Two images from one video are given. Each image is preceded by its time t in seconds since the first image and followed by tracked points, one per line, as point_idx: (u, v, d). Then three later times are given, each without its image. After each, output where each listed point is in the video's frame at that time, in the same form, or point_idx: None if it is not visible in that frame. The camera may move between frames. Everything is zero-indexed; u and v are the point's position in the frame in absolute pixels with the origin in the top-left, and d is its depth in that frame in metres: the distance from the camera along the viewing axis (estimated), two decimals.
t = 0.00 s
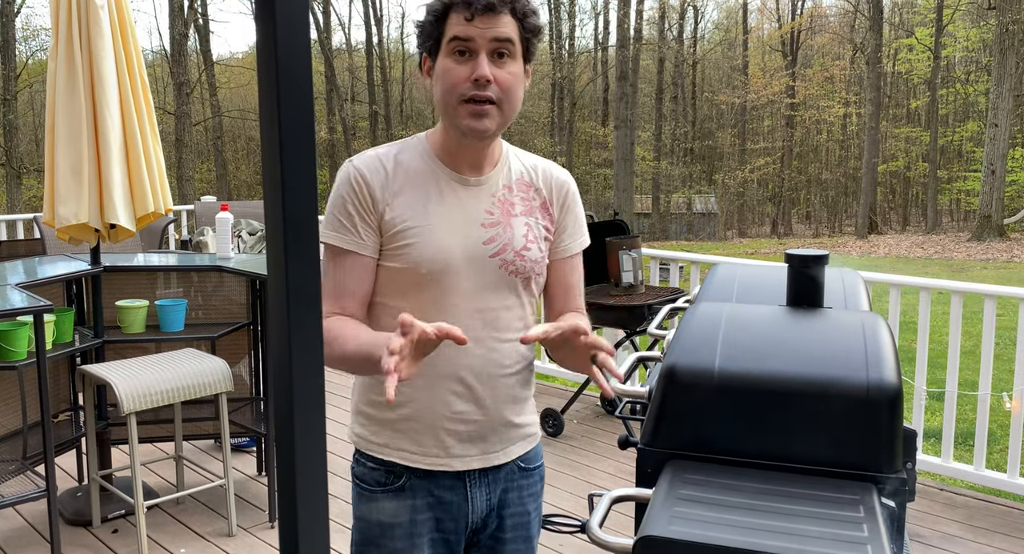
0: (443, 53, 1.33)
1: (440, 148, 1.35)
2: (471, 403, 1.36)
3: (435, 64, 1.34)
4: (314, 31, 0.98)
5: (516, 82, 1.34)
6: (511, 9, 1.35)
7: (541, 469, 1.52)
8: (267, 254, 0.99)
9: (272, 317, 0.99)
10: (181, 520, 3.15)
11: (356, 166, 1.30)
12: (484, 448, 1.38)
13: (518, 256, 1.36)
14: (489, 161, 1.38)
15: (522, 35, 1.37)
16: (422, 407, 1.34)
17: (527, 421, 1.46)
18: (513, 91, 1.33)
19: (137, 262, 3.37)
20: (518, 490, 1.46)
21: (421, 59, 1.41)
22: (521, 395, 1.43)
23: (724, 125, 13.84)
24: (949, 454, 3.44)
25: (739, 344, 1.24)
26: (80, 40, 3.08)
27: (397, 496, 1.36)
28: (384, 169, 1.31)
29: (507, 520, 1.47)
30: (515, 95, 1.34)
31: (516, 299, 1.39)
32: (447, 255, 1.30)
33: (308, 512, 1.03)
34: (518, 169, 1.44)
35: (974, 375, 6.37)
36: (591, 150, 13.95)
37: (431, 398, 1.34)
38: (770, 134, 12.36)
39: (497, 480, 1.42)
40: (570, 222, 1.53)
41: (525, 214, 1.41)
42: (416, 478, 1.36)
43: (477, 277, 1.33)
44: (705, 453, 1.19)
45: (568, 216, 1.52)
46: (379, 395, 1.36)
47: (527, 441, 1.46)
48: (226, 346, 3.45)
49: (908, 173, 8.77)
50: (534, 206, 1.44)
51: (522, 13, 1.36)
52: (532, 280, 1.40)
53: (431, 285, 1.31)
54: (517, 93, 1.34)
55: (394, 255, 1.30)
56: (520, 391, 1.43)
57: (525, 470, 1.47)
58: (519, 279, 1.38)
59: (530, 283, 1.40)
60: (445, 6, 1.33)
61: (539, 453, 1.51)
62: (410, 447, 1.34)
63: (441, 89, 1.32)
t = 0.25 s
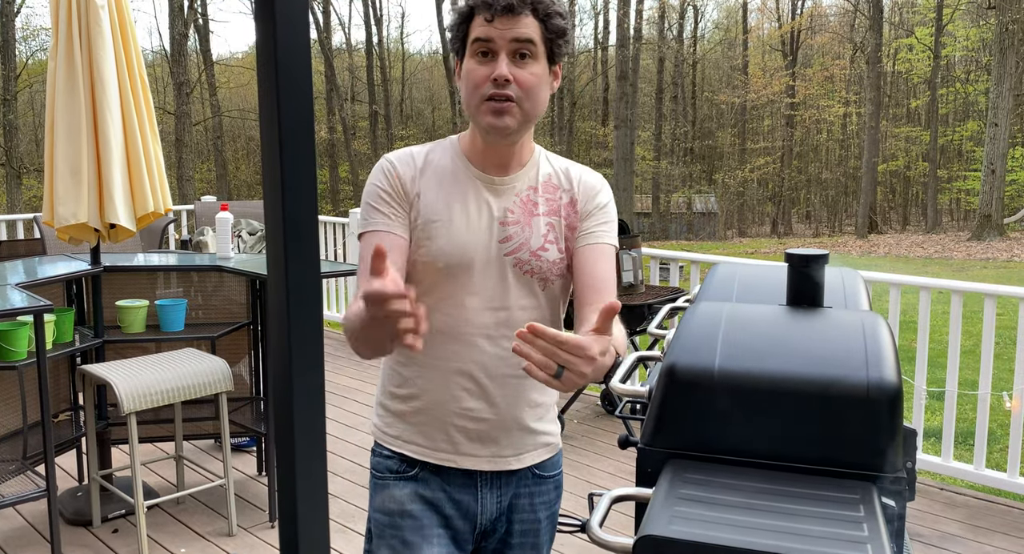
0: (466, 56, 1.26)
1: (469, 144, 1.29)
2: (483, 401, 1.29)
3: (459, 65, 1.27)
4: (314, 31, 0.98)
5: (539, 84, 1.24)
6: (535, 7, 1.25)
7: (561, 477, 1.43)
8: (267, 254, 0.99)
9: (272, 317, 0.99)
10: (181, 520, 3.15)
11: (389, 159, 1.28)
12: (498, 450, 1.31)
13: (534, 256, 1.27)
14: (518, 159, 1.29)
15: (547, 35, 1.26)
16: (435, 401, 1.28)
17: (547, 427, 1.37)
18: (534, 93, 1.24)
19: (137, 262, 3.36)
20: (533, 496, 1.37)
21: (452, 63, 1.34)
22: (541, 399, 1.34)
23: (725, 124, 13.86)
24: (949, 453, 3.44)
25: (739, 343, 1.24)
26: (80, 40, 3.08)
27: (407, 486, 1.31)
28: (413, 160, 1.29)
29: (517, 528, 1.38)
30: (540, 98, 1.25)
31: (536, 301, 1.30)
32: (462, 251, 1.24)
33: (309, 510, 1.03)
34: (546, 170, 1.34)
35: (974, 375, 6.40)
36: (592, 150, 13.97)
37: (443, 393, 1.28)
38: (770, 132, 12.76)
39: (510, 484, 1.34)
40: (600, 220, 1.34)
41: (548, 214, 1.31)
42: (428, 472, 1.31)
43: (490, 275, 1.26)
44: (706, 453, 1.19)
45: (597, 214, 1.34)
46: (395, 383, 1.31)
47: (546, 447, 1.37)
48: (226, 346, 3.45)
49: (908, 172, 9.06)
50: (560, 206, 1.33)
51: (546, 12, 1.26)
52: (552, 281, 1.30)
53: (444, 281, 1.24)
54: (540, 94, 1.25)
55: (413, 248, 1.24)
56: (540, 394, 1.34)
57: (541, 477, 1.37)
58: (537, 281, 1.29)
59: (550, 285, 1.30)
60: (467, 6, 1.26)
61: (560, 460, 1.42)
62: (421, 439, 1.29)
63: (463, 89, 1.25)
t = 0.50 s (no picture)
0: (489, 53, 1.23)
1: (481, 147, 1.28)
2: (487, 408, 1.28)
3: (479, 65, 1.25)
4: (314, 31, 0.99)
5: (562, 85, 1.23)
6: (561, 8, 1.24)
7: (569, 484, 1.42)
8: (267, 253, 0.99)
9: (272, 315, 0.99)
10: (182, 520, 3.15)
11: (398, 161, 1.27)
12: (503, 459, 1.30)
13: (542, 262, 1.26)
14: (530, 162, 1.29)
15: (570, 36, 1.26)
16: (438, 411, 1.27)
17: (552, 434, 1.35)
18: (558, 93, 1.22)
19: (137, 261, 3.36)
20: (540, 504, 1.36)
21: (462, 59, 1.31)
22: (547, 406, 1.33)
23: (724, 124, 13.89)
24: (949, 453, 3.44)
25: (739, 343, 1.24)
26: (80, 40, 3.07)
27: (413, 497, 1.31)
28: (423, 166, 1.27)
29: (524, 536, 1.37)
30: (562, 101, 1.24)
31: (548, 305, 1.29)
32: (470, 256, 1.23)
33: (309, 509, 1.03)
34: (556, 174, 1.32)
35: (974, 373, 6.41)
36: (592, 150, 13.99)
37: (446, 400, 1.27)
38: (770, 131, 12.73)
39: (517, 493, 1.33)
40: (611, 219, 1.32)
41: (557, 219, 1.30)
42: (432, 481, 1.31)
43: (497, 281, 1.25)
44: (708, 453, 1.19)
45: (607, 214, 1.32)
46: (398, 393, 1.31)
47: (552, 455, 1.36)
48: (226, 345, 3.45)
49: (908, 171, 9.19)
50: (569, 210, 1.31)
51: (570, 13, 1.25)
52: (559, 287, 1.29)
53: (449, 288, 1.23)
54: (562, 95, 1.23)
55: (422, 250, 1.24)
56: (547, 400, 1.33)
57: (548, 485, 1.37)
58: (544, 286, 1.28)
59: (558, 291, 1.29)
60: (490, 4, 1.24)
61: (567, 467, 1.40)
62: (425, 449, 1.29)
63: (485, 89, 1.22)
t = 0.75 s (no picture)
0: (477, 54, 1.24)
1: (477, 152, 1.27)
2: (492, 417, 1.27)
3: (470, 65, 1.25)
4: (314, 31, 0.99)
5: (554, 82, 1.23)
6: (550, 4, 1.24)
7: (571, 493, 1.42)
8: (267, 252, 0.99)
9: (273, 315, 0.99)
10: (182, 519, 3.15)
11: (391, 166, 1.25)
12: (508, 468, 1.30)
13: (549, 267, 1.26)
14: (527, 165, 1.29)
15: (562, 31, 1.25)
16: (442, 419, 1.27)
17: (554, 442, 1.35)
18: (550, 91, 1.22)
19: (137, 261, 3.37)
20: (543, 513, 1.36)
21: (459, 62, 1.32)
22: (553, 412, 1.35)
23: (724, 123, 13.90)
24: (949, 452, 3.44)
25: (739, 342, 1.24)
26: (80, 40, 3.08)
27: (414, 508, 1.30)
28: (418, 172, 1.25)
29: (528, 544, 1.37)
30: (555, 97, 1.24)
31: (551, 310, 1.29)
32: (471, 262, 1.22)
33: (309, 509, 1.03)
34: (558, 175, 1.33)
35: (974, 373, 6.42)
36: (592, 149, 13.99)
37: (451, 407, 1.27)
38: (770, 130, 13.22)
39: (521, 502, 1.32)
40: (615, 227, 1.37)
41: (561, 223, 1.31)
42: (434, 491, 1.29)
43: (502, 287, 1.24)
44: (708, 452, 1.18)
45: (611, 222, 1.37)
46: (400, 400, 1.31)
47: (556, 463, 1.36)
48: (226, 345, 3.45)
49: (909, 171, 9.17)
50: (573, 215, 1.33)
51: (561, 7, 1.25)
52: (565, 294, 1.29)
53: (451, 297, 1.23)
54: (556, 93, 1.23)
55: (421, 257, 1.23)
56: (550, 407, 1.34)
57: (552, 493, 1.36)
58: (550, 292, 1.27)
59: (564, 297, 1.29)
60: (478, 2, 1.24)
61: (569, 476, 1.40)
62: (428, 457, 1.28)
63: (475, 90, 1.23)
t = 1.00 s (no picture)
0: (480, 52, 1.23)
1: (480, 152, 1.27)
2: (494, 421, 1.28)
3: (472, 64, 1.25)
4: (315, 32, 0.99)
5: (559, 82, 1.23)
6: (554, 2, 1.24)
7: (569, 495, 1.42)
8: (268, 251, 0.99)
9: (273, 313, 1.00)
10: (182, 519, 3.15)
11: (390, 165, 1.24)
12: (507, 472, 1.30)
13: (552, 270, 1.26)
14: (530, 164, 1.29)
15: (565, 28, 1.25)
16: (443, 424, 1.27)
17: (554, 445, 1.36)
18: (554, 90, 1.22)
19: (138, 260, 3.36)
20: (543, 516, 1.36)
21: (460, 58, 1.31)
22: (553, 415, 1.35)
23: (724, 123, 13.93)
24: (949, 452, 3.44)
25: (740, 341, 1.24)
26: (80, 39, 3.08)
27: (412, 512, 1.30)
28: (419, 172, 1.25)
29: (527, 547, 1.37)
30: (559, 96, 1.24)
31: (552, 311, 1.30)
32: (473, 264, 1.22)
33: (309, 509, 1.03)
34: (560, 175, 1.34)
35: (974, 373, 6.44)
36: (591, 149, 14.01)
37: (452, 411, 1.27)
38: (769, 131, 12.93)
39: (520, 506, 1.33)
40: (616, 234, 1.39)
41: (564, 225, 1.31)
42: (433, 495, 1.29)
43: (504, 290, 1.24)
44: (707, 450, 1.19)
45: (612, 227, 1.38)
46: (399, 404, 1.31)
47: (555, 465, 1.36)
48: (226, 345, 3.46)
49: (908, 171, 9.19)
50: (575, 217, 1.33)
51: (565, 4, 1.24)
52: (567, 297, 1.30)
53: (452, 299, 1.23)
54: (560, 93, 1.24)
55: (422, 259, 1.23)
56: (551, 410, 1.35)
57: (551, 496, 1.37)
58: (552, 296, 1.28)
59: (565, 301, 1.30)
60: None
61: (568, 477, 1.41)
62: (428, 461, 1.28)
63: (478, 89, 1.22)
